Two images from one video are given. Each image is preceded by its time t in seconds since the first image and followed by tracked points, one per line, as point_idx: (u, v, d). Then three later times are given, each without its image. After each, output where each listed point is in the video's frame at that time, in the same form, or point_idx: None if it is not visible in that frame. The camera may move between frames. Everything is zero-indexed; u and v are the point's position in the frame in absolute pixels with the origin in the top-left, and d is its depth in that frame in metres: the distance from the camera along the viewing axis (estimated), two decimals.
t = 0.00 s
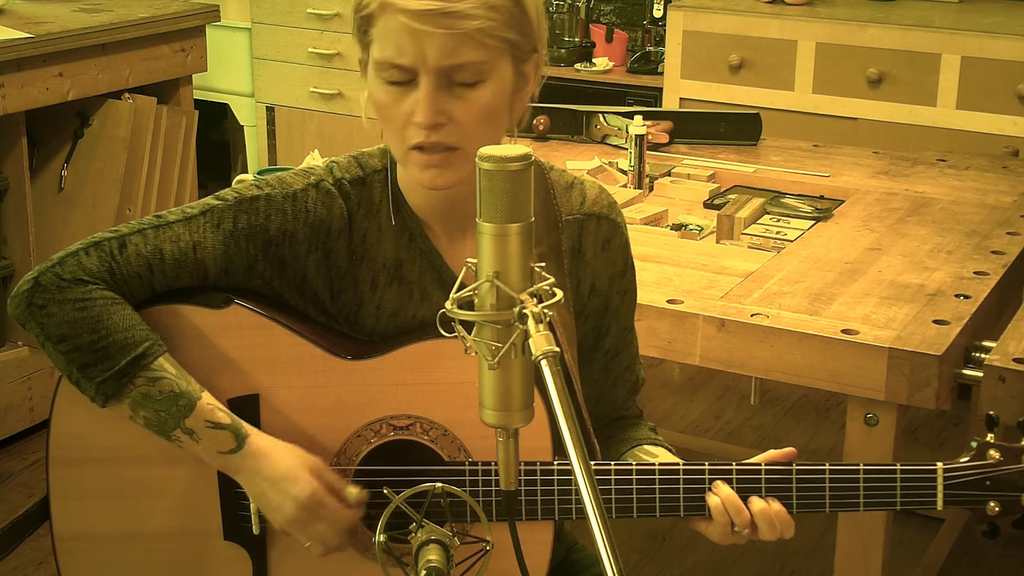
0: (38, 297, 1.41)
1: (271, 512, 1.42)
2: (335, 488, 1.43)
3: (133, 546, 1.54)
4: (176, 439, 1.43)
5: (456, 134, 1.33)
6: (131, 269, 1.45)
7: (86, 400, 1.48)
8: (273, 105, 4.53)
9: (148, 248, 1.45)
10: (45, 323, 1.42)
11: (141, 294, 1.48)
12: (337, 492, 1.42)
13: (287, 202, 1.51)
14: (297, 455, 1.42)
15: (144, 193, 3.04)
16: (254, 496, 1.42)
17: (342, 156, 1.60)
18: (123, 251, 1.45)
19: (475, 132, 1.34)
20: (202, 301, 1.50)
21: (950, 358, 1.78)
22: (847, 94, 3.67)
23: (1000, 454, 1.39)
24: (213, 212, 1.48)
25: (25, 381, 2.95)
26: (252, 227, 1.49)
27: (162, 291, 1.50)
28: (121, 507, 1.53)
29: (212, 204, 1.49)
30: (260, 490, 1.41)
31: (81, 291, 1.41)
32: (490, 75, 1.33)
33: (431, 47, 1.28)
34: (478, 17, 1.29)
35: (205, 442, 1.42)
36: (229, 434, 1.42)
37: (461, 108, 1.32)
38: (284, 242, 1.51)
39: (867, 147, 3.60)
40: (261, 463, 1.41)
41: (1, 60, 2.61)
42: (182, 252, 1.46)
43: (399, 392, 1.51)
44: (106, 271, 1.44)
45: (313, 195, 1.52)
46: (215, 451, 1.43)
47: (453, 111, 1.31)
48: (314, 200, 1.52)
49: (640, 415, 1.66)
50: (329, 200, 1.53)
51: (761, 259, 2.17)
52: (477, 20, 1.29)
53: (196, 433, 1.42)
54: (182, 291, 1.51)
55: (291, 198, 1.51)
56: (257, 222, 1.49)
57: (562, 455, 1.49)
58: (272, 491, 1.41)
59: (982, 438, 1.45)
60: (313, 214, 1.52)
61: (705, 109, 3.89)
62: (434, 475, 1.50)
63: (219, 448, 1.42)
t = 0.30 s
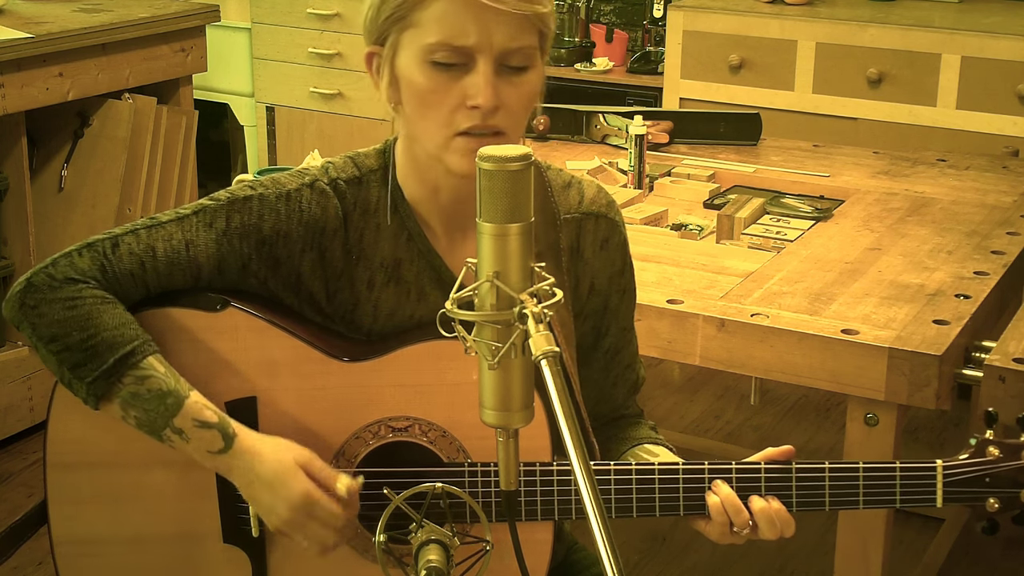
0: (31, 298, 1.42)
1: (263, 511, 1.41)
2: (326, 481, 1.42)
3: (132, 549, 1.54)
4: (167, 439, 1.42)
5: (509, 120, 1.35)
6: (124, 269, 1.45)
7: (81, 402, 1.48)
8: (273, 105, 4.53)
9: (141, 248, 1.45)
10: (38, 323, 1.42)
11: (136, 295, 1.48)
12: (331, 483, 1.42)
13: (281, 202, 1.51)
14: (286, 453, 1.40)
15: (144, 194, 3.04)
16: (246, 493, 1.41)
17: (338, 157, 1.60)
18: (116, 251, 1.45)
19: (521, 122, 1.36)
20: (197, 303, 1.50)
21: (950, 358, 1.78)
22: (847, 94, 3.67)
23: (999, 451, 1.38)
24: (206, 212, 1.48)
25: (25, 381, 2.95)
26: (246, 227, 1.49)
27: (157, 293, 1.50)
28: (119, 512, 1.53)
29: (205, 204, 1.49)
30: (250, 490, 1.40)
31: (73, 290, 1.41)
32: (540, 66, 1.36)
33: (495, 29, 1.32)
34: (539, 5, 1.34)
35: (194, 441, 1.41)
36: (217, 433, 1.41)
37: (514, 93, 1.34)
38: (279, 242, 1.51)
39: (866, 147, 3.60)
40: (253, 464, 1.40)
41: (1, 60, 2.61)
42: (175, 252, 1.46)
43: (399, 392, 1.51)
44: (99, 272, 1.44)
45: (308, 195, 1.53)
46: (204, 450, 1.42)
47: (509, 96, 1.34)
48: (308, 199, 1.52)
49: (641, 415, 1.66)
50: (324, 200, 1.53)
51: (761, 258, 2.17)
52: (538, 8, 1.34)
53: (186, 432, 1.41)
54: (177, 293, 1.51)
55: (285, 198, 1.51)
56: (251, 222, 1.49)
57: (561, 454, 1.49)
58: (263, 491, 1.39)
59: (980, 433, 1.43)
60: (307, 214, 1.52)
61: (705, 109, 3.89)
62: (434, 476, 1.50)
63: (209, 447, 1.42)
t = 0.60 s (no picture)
0: (33, 302, 1.42)
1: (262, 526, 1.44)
2: (325, 499, 1.46)
3: (133, 547, 1.54)
4: (165, 448, 1.44)
5: (517, 123, 1.35)
6: (125, 271, 1.44)
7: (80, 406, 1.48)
8: (273, 105, 4.53)
9: (143, 250, 1.44)
10: (40, 328, 1.42)
11: (137, 296, 1.47)
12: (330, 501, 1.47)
13: (282, 202, 1.51)
14: (289, 472, 1.44)
15: (144, 194, 3.04)
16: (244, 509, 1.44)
17: (339, 157, 1.60)
18: (118, 253, 1.44)
19: (529, 125, 1.37)
20: (197, 304, 1.50)
21: (950, 357, 1.78)
22: (847, 94, 3.67)
23: (998, 450, 1.37)
24: (207, 213, 1.48)
25: (25, 381, 2.95)
26: (247, 228, 1.49)
27: (158, 293, 1.49)
28: (121, 510, 1.53)
29: (206, 205, 1.49)
30: (247, 505, 1.43)
31: (75, 296, 1.41)
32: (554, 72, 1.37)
33: (513, 31, 1.32)
34: (559, 10, 1.34)
35: (193, 451, 1.43)
36: (217, 447, 1.43)
37: (526, 97, 1.34)
38: (280, 242, 1.51)
39: (867, 147, 3.59)
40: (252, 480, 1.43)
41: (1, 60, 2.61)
42: (177, 253, 1.45)
43: (399, 393, 1.51)
44: (100, 274, 1.43)
45: (309, 195, 1.52)
46: (203, 462, 1.43)
47: (519, 100, 1.34)
48: (309, 199, 1.52)
49: (639, 418, 1.66)
50: (325, 200, 1.53)
51: (761, 259, 2.17)
52: (558, 13, 1.34)
53: (183, 443, 1.43)
54: (177, 293, 1.50)
55: (287, 198, 1.51)
56: (252, 222, 1.49)
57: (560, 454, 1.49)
58: (262, 507, 1.43)
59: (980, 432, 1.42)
60: (309, 215, 1.52)
61: (705, 109, 3.89)
62: (434, 475, 1.50)
63: (207, 460, 1.43)
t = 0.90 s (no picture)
0: (34, 301, 1.42)
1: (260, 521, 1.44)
2: (325, 491, 1.46)
3: (133, 548, 1.54)
4: (169, 444, 1.42)
5: (504, 122, 1.35)
6: (126, 269, 1.44)
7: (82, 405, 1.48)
8: (273, 105, 4.53)
9: (143, 249, 1.44)
10: (40, 326, 1.42)
11: (138, 295, 1.47)
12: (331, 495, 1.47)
13: (283, 202, 1.51)
14: (289, 466, 1.43)
15: (144, 194, 3.05)
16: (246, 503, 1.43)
17: (339, 157, 1.60)
18: (119, 253, 1.44)
19: (519, 124, 1.37)
20: (198, 303, 1.50)
21: (950, 358, 1.78)
22: (847, 94, 3.67)
23: (998, 450, 1.37)
24: (208, 213, 1.48)
25: (25, 381, 2.95)
26: (248, 227, 1.49)
27: (159, 293, 1.49)
28: (121, 510, 1.53)
29: (207, 205, 1.49)
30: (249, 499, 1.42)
31: (76, 293, 1.41)
32: (544, 72, 1.37)
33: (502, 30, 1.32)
34: (550, 10, 1.34)
35: (198, 445, 1.42)
36: (221, 439, 1.42)
37: (514, 96, 1.34)
38: (280, 241, 1.51)
39: (867, 147, 3.60)
40: (253, 472, 1.41)
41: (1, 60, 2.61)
42: (178, 252, 1.46)
43: (399, 392, 1.51)
44: (101, 273, 1.43)
45: (309, 195, 1.52)
46: (208, 455, 1.42)
47: (506, 98, 1.34)
48: (309, 199, 1.52)
49: (640, 418, 1.66)
50: (325, 200, 1.53)
51: (761, 259, 2.17)
52: (550, 13, 1.34)
53: (188, 437, 1.41)
54: (178, 293, 1.50)
55: (287, 198, 1.51)
56: (253, 222, 1.49)
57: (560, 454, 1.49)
58: (263, 500, 1.42)
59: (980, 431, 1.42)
60: (309, 214, 1.52)
61: (705, 109, 3.89)
62: (434, 475, 1.50)
63: (212, 453, 1.42)
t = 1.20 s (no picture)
0: (34, 304, 1.44)
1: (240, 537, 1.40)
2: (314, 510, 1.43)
3: (133, 548, 1.54)
4: (164, 452, 1.42)
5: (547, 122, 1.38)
6: (125, 272, 1.46)
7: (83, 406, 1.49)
8: (273, 105, 4.53)
9: (142, 250, 1.46)
10: (41, 329, 1.44)
11: (138, 296, 1.48)
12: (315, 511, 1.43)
13: (281, 200, 1.51)
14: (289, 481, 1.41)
15: (144, 194, 3.05)
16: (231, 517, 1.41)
17: (338, 155, 1.60)
18: (118, 255, 1.46)
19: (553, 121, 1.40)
20: (197, 304, 1.50)
21: (950, 358, 1.78)
22: (847, 95, 3.67)
23: (998, 448, 1.37)
24: (206, 212, 1.49)
25: (25, 381, 2.95)
26: (246, 226, 1.49)
27: (159, 293, 1.50)
28: (121, 511, 1.53)
29: (205, 204, 1.49)
30: (239, 511, 1.40)
31: (76, 297, 1.43)
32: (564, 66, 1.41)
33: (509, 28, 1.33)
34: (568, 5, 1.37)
35: (196, 452, 1.41)
36: (224, 448, 1.41)
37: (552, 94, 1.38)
38: (279, 240, 1.51)
39: (867, 147, 3.60)
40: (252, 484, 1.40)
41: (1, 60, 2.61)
42: (177, 253, 1.46)
43: (398, 392, 1.51)
44: (101, 276, 1.45)
45: (307, 193, 1.52)
46: (206, 462, 1.41)
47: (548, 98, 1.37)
48: (308, 198, 1.52)
49: (638, 415, 1.67)
50: (323, 198, 1.52)
51: (761, 259, 2.17)
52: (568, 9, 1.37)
53: (187, 443, 1.41)
54: (177, 294, 1.51)
55: (285, 196, 1.51)
56: (251, 221, 1.49)
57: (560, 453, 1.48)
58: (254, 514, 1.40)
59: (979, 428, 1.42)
60: (308, 213, 1.51)
61: (705, 109, 3.89)
62: (434, 475, 1.50)
63: (212, 460, 1.41)
